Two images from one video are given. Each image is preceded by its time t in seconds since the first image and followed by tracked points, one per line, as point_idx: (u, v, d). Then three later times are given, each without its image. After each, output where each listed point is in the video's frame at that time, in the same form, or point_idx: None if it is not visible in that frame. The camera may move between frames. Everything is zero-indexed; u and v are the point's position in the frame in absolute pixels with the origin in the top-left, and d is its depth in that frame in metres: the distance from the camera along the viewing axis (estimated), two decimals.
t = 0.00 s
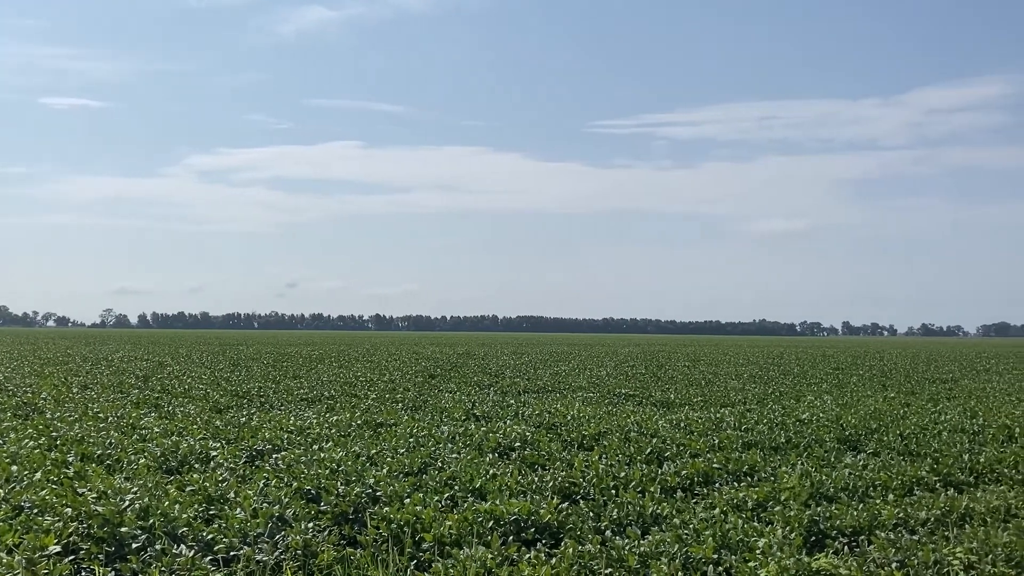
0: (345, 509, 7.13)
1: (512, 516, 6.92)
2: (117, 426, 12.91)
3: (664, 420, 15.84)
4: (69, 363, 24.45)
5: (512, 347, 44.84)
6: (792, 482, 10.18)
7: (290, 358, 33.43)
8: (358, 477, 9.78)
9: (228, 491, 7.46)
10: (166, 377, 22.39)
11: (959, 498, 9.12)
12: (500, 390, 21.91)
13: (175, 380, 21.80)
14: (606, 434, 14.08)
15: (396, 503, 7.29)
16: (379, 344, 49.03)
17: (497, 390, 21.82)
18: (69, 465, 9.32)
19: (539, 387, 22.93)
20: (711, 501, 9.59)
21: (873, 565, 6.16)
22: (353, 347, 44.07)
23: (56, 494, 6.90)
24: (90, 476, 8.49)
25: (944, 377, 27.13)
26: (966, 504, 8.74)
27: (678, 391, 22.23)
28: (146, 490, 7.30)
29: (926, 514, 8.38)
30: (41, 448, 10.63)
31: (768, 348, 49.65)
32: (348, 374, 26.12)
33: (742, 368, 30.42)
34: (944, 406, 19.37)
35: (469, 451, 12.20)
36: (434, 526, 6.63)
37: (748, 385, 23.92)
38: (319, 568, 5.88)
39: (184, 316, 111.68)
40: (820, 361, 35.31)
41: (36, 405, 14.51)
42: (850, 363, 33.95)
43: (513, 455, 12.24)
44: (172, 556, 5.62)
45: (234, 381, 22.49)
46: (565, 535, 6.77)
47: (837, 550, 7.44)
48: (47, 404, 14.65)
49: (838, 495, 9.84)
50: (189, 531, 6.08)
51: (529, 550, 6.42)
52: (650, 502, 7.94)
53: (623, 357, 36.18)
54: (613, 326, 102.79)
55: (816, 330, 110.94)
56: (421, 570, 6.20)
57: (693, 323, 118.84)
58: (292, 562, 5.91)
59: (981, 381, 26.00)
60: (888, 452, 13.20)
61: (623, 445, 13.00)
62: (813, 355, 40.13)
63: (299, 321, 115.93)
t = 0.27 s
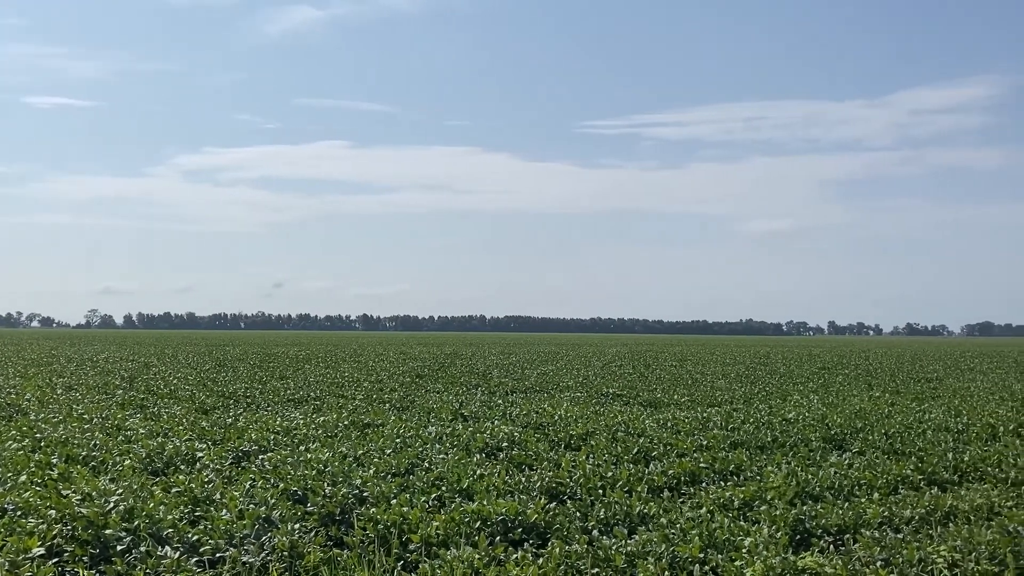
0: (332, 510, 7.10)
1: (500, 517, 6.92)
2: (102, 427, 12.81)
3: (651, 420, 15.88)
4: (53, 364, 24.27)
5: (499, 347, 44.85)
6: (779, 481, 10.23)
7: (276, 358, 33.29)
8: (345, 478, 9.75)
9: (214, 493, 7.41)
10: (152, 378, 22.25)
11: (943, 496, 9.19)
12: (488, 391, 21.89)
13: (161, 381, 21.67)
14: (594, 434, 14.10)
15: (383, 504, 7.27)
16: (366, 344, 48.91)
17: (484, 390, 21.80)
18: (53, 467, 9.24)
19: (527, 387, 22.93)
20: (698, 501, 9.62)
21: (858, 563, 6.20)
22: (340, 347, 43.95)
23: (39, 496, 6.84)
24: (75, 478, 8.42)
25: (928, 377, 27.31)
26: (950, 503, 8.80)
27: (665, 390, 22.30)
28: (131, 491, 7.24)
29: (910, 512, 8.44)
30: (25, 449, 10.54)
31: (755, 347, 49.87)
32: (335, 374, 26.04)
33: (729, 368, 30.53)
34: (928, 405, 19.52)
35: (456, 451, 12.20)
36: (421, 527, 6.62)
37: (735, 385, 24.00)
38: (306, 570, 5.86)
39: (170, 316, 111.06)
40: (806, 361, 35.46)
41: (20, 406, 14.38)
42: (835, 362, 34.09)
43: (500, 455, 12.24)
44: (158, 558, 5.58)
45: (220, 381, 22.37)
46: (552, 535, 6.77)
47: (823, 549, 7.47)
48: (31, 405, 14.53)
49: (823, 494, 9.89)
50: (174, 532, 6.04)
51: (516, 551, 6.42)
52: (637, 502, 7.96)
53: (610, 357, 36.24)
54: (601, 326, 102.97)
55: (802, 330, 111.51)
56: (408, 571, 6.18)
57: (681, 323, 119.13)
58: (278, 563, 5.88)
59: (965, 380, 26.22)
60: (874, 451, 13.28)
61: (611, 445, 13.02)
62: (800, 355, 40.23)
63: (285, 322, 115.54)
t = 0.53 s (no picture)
0: (317, 511, 7.09)
1: (486, 517, 6.93)
2: (85, 429, 12.73)
3: (637, 420, 15.93)
4: (36, 366, 24.08)
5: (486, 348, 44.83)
6: (763, 481, 10.28)
7: (261, 358, 33.16)
8: (330, 479, 9.73)
9: (199, 495, 7.38)
10: (136, 379, 22.11)
11: (925, 495, 9.27)
12: (475, 391, 21.88)
13: (145, 382, 21.53)
14: (580, 434, 14.13)
15: (369, 505, 7.26)
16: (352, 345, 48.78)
17: (471, 391, 21.79)
18: (36, 469, 9.18)
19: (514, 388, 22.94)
20: (683, 500, 9.65)
21: (841, 562, 6.24)
22: (326, 348, 43.84)
23: (22, 499, 6.79)
24: (58, 480, 8.36)
25: (912, 376, 27.49)
26: (933, 501, 8.88)
27: (651, 390, 22.37)
28: (114, 493, 7.20)
29: (893, 511, 8.51)
30: (7, 452, 10.46)
31: (740, 347, 50.09)
32: (321, 375, 25.96)
33: (714, 368, 30.64)
34: (911, 404, 19.67)
35: (443, 452, 12.20)
36: (407, 528, 6.61)
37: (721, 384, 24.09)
38: (291, 571, 5.85)
39: (154, 317, 110.43)
40: (792, 361, 35.61)
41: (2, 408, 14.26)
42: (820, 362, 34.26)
43: (486, 455, 12.25)
44: (141, 560, 5.56)
45: (205, 383, 22.25)
46: (538, 535, 6.78)
47: (806, 548, 7.51)
48: (13, 407, 14.42)
49: (808, 493, 9.95)
50: (158, 534, 6.01)
51: (502, 551, 6.43)
52: (623, 502, 7.98)
53: (596, 358, 36.31)
54: (587, 326, 103.12)
55: (787, 330, 112.10)
56: (394, 572, 6.18)
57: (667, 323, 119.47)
58: (263, 564, 5.86)
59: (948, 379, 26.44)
60: (857, 450, 13.36)
61: (597, 445, 13.05)
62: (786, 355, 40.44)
63: (271, 322, 115.04)
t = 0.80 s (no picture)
0: (301, 513, 7.06)
1: (470, 517, 6.93)
2: (66, 431, 12.63)
3: (621, 420, 15.97)
4: (16, 367, 23.87)
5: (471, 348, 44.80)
6: (747, 480, 10.33)
7: (245, 359, 33.02)
8: (314, 480, 9.69)
9: (181, 496, 7.34)
10: (118, 380, 21.97)
11: (907, 494, 9.34)
12: (460, 392, 21.87)
13: (128, 383, 21.38)
14: (564, 434, 14.14)
15: (353, 507, 7.24)
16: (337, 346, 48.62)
17: (456, 392, 21.77)
18: (16, 472, 9.09)
19: (499, 388, 22.93)
20: (667, 500, 9.69)
21: (824, 560, 6.28)
22: (311, 349, 43.66)
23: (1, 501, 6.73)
24: (38, 482, 8.29)
25: (894, 376, 27.68)
26: (914, 500, 8.95)
27: (635, 390, 22.43)
28: (96, 495, 7.14)
29: (875, 510, 8.57)
30: None
31: (724, 347, 50.32)
32: (306, 376, 25.88)
33: (699, 368, 30.75)
34: (893, 404, 19.82)
35: (427, 453, 12.18)
36: (391, 528, 6.59)
37: (705, 384, 24.18)
38: (275, 573, 5.82)
39: (137, 317, 109.74)
40: (776, 361, 35.78)
41: None
42: (804, 362, 34.45)
43: (471, 456, 12.24)
44: (123, 563, 5.52)
45: (189, 384, 22.13)
46: (522, 535, 6.78)
47: (789, 547, 7.56)
48: None
49: (791, 493, 10.00)
50: (140, 537, 5.97)
51: (486, 552, 6.42)
52: (607, 502, 8.00)
53: (582, 358, 36.38)
54: (572, 326, 103.27)
55: (771, 330, 112.71)
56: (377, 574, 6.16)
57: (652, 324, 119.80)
58: (246, 566, 5.83)
59: (929, 379, 26.65)
60: (840, 449, 13.45)
61: (581, 445, 13.08)
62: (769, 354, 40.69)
63: (255, 323, 114.49)
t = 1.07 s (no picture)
0: (283, 514, 7.03)
1: (453, 518, 6.92)
2: (45, 433, 12.51)
3: (605, 421, 16.00)
4: None
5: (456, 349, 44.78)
6: (729, 480, 10.38)
7: (228, 361, 32.87)
8: (296, 482, 9.66)
9: (162, 498, 7.29)
10: (99, 382, 21.78)
11: (887, 493, 9.41)
12: (443, 393, 21.84)
13: (108, 385, 21.21)
14: (548, 435, 14.16)
15: (335, 508, 7.21)
16: (320, 347, 48.41)
17: (439, 393, 21.74)
18: None
19: (482, 389, 22.91)
20: (650, 500, 9.72)
21: (805, 559, 6.31)
22: (294, 350, 43.47)
23: None
24: (16, 485, 8.21)
25: (875, 376, 27.88)
26: (894, 499, 9.02)
27: (619, 391, 22.50)
28: (75, 498, 7.08)
29: (856, 509, 8.63)
30: None
31: (707, 348, 50.55)
32: (288, 378, 25.76)
33: (682, 368, 30.86)
34: (874, 403, 19.98)
35: (410, 454, 12.17)
36: (374, 530, 6.58)
37: (688, 385, 24.27)
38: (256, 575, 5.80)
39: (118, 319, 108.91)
40: (758, 361, 35.96)
41: None
42: (787, 362, 34.65)
43: (454, 457, 12.23)
44: (103, 566, 5.47)
45: (170, 385, 21.98)
46: (505, 536, 6.78)
47: (771, 546, 7.60)
48: None
49: (772, 492, 10.06)
50: (120, 540, 5.93)
51: (469, 552, 6.42)
52: (590, 502, 8.02)
53: (566, 359, 36.44)
54: (556, 326, 103.39)
55: (753, 330, 113.40)
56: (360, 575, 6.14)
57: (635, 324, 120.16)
58: (228, 568, 5.79)
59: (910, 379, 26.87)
60: (821, 449, 13.53)
61: (565, 445, 13.10)
62: (752, 355, 40.92)
63: (238, 324, 113.91)
